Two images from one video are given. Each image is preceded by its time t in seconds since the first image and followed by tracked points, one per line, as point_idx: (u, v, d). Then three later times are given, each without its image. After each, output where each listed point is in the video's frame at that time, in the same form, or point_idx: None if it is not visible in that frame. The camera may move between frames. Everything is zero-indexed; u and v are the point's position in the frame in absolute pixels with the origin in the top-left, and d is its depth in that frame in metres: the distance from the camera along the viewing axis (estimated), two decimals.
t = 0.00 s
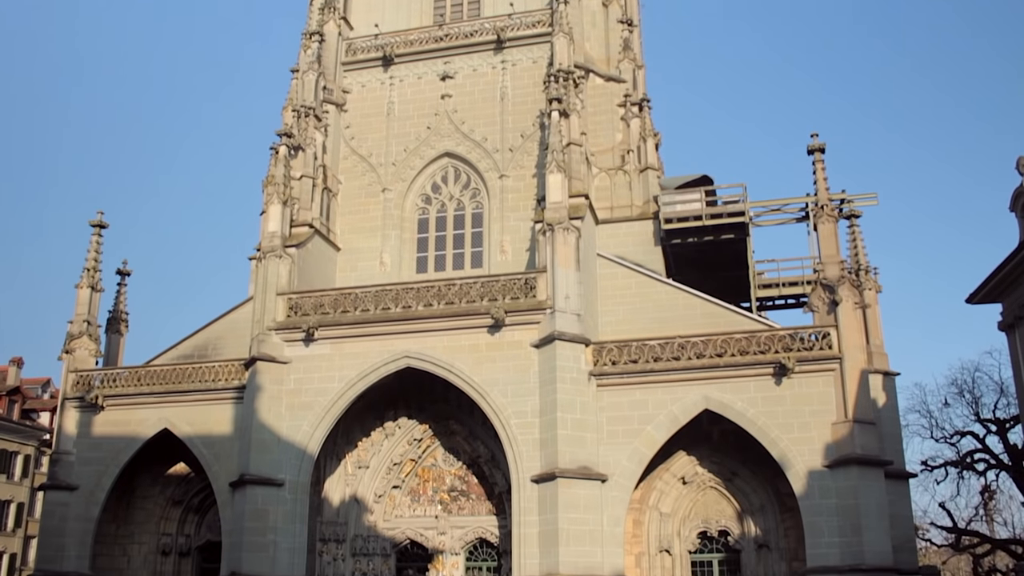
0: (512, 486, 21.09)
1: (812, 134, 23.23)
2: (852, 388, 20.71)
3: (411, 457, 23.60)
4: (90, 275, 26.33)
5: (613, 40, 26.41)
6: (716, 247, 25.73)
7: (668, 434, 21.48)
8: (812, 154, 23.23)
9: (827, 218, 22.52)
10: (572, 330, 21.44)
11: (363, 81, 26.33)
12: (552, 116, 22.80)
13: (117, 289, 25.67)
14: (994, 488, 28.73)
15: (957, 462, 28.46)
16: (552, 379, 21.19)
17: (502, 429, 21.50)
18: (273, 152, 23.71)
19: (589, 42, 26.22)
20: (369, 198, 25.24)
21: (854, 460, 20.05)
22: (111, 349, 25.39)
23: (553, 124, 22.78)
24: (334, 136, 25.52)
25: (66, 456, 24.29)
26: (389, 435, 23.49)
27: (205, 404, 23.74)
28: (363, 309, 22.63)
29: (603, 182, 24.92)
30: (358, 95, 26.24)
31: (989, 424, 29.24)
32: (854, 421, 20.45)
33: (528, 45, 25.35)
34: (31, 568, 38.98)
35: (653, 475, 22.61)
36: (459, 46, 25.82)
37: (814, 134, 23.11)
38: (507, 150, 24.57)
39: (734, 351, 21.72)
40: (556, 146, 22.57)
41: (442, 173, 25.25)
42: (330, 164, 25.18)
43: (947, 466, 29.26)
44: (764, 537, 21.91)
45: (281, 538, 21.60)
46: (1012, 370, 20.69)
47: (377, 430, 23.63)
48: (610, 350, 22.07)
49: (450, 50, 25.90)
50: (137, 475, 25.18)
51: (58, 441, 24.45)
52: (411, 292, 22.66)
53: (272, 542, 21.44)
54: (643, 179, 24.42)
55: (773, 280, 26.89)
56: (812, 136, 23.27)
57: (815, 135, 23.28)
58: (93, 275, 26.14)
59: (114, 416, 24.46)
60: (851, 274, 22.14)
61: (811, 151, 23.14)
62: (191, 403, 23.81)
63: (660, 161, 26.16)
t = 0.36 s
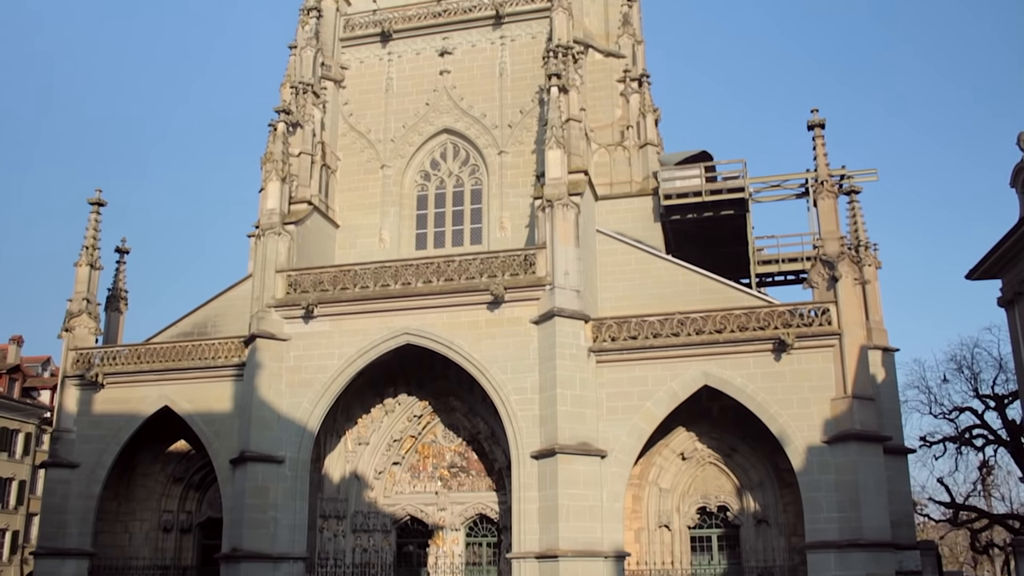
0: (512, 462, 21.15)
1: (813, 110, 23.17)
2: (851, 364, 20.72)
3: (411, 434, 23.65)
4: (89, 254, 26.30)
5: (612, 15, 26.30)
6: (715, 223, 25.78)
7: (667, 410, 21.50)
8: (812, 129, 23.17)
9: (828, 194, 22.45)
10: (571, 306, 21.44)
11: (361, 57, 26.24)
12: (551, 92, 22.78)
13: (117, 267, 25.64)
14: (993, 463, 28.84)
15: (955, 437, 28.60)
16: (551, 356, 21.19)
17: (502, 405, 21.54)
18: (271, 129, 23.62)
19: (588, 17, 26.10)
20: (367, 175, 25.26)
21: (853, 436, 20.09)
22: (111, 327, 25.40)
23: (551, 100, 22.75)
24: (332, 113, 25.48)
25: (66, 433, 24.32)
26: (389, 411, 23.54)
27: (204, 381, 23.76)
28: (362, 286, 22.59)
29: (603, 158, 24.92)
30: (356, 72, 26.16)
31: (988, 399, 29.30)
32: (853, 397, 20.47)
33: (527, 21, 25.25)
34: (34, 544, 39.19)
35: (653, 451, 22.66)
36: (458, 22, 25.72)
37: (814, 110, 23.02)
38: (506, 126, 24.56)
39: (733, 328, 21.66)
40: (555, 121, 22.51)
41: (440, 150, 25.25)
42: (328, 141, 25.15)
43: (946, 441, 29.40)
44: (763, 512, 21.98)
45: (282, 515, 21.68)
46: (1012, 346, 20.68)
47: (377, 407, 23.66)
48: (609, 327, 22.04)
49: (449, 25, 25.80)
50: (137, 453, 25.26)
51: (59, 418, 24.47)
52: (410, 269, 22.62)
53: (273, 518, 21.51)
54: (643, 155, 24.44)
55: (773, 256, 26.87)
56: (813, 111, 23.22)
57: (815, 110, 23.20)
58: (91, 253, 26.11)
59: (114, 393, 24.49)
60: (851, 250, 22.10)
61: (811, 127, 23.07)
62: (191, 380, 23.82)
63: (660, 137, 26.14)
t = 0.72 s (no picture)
0: (512, 440, 21.18)
1: (813, 88, 23.09)
2: (850, 342, 20.69)
3: (411, 412, 23.69)
4: (88, 233, 26.28)
5: None
6: (714, 200, 25.84)
7: (667, 388, 21.52)
8: (812, 107, 23.10)
9: (827, 172, 22.38)
10: (571, 284, 21.43)
11: (360, 35, 26.16)
12: (550, 70, 22.73)
13: (116, 246, 25.77)
14: (991, 441, 28.96)
15: (954, 415, 28.73)
16: (551, 334, 21.20)
17: (502, 383, 21.56)
18: (270, 107, 23.55)
19: None
20: (366, 153, 25.27)
21: (852, 413, 20.12)
22: (110, 306, 25.40)
23: (550, 77, 22.72)
24: (330, 91, 25.44)
25: (67, 413, 24.35)
26: (389, 390, 23.56)
27: (204, 360, 23.78)
28: (361, 265, 22.55)
29: (602, 136, 24.94)
30: (355, 50, 26.08)
31: (987, 377, 29.33)
32: (852, 374, 20.48)
33: None
34: (36, 524, 39.35)
35: (652, 429, 22.70)
36: None
37: (814, 87, 22.94)
38: (504, 104, 24.55)
39: (732, 306, 21.64)
40: (554, 99, 22.45)
41: (439, 128, 25.23)
42: (327, 119, 25.11)
43: (944, 419, 29.55)
44: (762, 489, 22.05)
45: (282, 493, 21.73)
46: (1011, 324, 20.68)
47: (377, 385, 23.69)
48: (608, 305, 22.01)
49: (447, 3, 25.69)
50: (138, 432, 25.29)
51: (59, 398, 24.49)
52: (410, 248, 22.58)
53: (273, 497, 21.57)
54: (642, 133, 24.49)
55: (772, 234, 26.87)
56: (813, 89, 23.14)
57: (815, 88, 23.13)
58: (90, 233, 26.07)
59: (114, 373, 24.51)
60: (851, 228, 22.06)
61: (811, 105, 23.00)
62: (191, 360, 23.83)
63: (659, 114, 26.13)
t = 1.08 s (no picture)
0: (512, 420, 21.20)
1: (813, 67, 23.00)
2: (850, 322, 20.65)
3: (411, 392, 23.72)
4: (87, 214, 26.24)
5: None
6: (714, 179, 25.81)
7: (666, 367, 21.52)
8: (812, 86, 23.02)
9: (828, 151, 22.31)
10: (571, 263, 21.41)
11: (358, 14, 26.07)
12: (549, 49, 22.65)
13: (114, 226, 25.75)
14: (989, 420, 29.05)
15: (952, 394, 28.84)
16: (550, 313, 21.19)
17: (501, 363, 21.57)
18: (268, 87, 23.47)
19: None
20: (364, 133, 25.22)
21: (851, 392, 20.15)
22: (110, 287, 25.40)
23: (549, 56, 22.64)
24: (329, 71, 25.38)
25: (67, 394, 24.38)
26: (389, 369, 23.58)
27: (204, 340, 23.78)
28: (361, 245, 22.51)
29: (602, 115, 24.91)
30: (353, 29, 25.98)
31: (985, 356, 29.38)
32: (852, 353, 20.47)
33: None
34: (38, 504, 39.45)
35: (652, 409, 22.72)
36: None
37: (814, 66, 22.86)
38: (504, 83, 24.48)
39: (732, 285, 21.59)
40: (553, 78, 22.37)
41: (438, 108, 25.19)
42: (325, 99, 25.05)
43: (943, 398, 29.64)
44: (761, 469, 22.10)
45: (283, 473, 21.77)
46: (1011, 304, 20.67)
47: (376, 365, 23.71)
48: (608, 284, 21.98)
49: None
50: (138, 413, 25.33)
51: (59, 378, 24.51)
52: (409, 228, 22.52)
53: (273, 477, 21.62)
54: (642, 112, 24.45)
55: (772, 213, 26.86)
56: (813, 68, 23.05)
57: (815, 66, 23.04)
58: (89, 214, 26.03)
59: (114, 353, 24.52)
60: (851, 207, 22.01)
61: (811, 83, 22.92)
62: (191, 340, 23.82)
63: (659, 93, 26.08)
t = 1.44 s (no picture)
0: (512, 406, 21.21)
1: (813, 52, 22.93)
2: (850, 308, 20.64)
3: (410, 378, 23.73)
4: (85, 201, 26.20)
5: None
6: (714, 165, 25.79)
7: (666, 354, 21.52)
8: (812, 71, 22.96)
9: (828, 137, 22.25)
10: (570, 250, 21.39)
11: None
12: (548, 35, 22.60)
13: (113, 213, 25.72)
14: (989, 406, 29.10)
15: (952, 380, 28.89)
16: (550, 300, 21.19)
17: (501, 349, 21.57)
18: (267, 73, 23.42)
19: None
20: (363, 119, 25.18)
21: (850, 379, 20.15)
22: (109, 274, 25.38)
23: (549, 42, 22.59)
24: (328, 57, 25.32)
25: (67, 381, 24.40)
26: (388, 356, 23.60)
27: (203, 327, 23.77)
28: (360, 232, 22.48)
29: (601, 101, 24.88)
30: (352, 15, 25.91)
31: (985, 342, 29.41)
32: (852, 340, 20.47)
33: None
34: (38, 491, 39.53)
35: (651, 395, 22.74)
36: None
37: (814, 51, 22.80)
38: (503, 69, 24.43)
39: (732, 271, 21.57)
40: (553, 64, 22.33)
41: (437, 94, 25.17)
42: (324, 85, 25.01)
43: (943, 384, 29.68)
44: (761, 455, 22.13)
45: (283, 460, 21.80)
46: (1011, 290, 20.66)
47: (376, 352, 23.73)
48: (607, 271, 21.95)
49: None
50: (138, 400, 25.37)
51: (59, 366, 24.52)
52: (408, 215, 22.48)
53: (274, 463, 21.65)
54: (641, 97, 24.42)
55: (772, 199, 26.86)
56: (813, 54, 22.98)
57: (815, 52, 22.98)
58: (87, 201, 25.98)
59: (113, 341, 24.51)
60: (850, 193, 21.98)
61: (811, 69, 22.86)
62: (190, 327, 23.82)
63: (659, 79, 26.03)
